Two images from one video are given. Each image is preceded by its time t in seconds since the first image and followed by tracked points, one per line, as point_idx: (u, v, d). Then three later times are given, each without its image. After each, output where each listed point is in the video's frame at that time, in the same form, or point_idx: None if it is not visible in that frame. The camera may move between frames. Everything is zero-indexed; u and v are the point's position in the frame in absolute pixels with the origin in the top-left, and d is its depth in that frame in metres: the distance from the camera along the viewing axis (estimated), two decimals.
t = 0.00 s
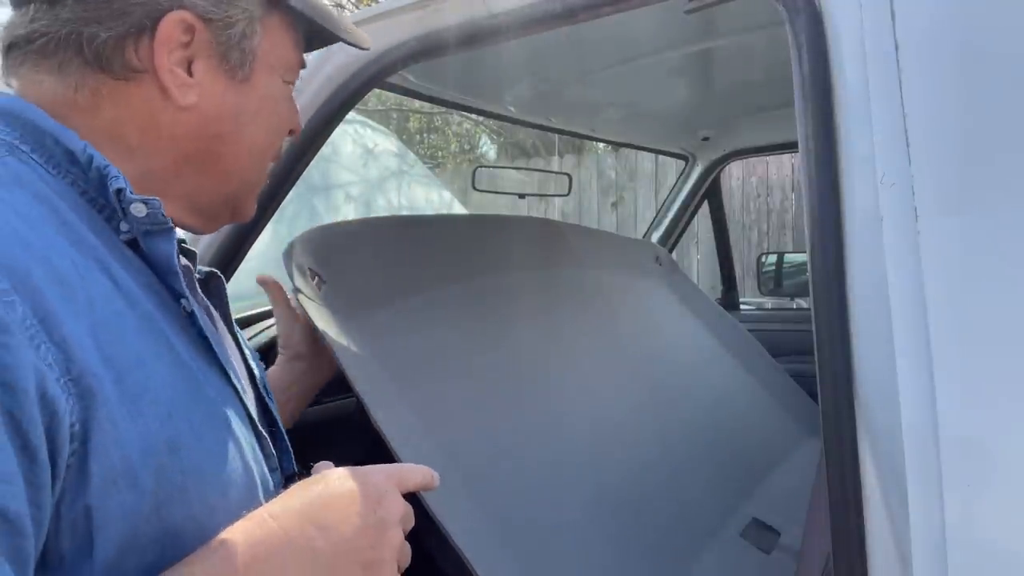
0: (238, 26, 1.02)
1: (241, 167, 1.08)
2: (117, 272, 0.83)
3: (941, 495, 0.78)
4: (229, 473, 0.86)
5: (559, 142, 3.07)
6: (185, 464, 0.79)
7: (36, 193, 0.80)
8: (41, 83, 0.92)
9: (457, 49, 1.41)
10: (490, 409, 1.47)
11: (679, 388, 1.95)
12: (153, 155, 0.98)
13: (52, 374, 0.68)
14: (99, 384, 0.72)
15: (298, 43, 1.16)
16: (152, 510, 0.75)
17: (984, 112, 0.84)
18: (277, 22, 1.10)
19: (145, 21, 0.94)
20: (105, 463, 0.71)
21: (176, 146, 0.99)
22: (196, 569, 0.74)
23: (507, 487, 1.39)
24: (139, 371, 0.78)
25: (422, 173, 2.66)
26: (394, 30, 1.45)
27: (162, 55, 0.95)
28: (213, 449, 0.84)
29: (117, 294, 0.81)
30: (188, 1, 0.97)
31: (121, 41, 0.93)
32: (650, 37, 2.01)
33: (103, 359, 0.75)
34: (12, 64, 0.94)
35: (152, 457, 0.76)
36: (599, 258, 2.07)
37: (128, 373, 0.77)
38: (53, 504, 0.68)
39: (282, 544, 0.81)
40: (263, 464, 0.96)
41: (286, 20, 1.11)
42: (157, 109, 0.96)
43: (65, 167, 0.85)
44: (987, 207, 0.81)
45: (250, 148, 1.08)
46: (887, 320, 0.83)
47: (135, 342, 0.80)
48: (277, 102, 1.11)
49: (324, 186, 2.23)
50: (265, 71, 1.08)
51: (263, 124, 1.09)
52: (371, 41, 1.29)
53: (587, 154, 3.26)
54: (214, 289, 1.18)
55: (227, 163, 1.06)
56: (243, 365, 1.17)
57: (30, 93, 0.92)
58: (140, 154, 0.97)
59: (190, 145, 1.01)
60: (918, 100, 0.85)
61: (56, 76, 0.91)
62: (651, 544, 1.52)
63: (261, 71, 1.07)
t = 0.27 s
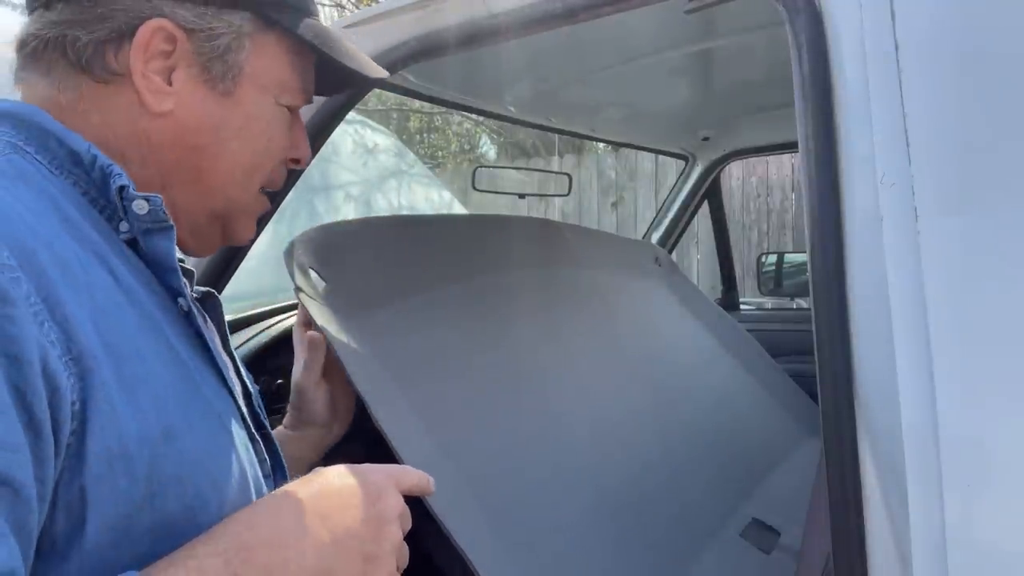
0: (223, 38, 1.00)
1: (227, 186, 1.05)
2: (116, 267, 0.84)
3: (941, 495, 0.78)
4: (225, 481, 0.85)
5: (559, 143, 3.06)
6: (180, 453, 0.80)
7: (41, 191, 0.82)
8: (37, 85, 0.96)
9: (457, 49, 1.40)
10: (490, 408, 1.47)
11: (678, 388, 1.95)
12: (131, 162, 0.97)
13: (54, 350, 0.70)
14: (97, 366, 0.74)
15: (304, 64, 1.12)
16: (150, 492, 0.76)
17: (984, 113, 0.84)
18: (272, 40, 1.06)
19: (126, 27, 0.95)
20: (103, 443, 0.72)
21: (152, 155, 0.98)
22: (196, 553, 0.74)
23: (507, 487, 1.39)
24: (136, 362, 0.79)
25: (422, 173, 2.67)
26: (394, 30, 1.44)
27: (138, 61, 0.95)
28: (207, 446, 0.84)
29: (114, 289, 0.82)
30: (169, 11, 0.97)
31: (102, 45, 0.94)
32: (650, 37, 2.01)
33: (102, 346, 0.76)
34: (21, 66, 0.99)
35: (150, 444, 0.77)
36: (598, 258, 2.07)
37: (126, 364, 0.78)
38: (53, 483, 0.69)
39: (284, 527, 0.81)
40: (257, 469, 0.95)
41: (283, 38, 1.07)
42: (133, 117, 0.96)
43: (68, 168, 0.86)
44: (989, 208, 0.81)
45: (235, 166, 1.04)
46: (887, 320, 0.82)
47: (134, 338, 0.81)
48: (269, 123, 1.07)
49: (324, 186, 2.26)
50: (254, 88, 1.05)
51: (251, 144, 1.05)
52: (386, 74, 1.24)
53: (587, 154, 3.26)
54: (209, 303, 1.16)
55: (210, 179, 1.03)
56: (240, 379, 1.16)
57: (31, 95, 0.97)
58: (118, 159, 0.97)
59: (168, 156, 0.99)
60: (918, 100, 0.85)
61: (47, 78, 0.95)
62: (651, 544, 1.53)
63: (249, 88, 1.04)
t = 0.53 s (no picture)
0: (214, 43, 1.00)
1: (216, 193, 1.04)
2: (97, 271, 0.84)
3: (941, 495, 0.78)
4: (206, 491, 0.85)
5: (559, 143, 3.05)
6: (157, 460, 0.80)
7: (22, 194, 0.82)
8: (29, 85, 0.97)
9: (457, 49, 1.39)
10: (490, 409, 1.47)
11: (678, 388, 1.95)
12: (118, 166, 0.97)
13: (21, 353, 0.71)
14: (67, 371, 0.74)
15: (299, 71, 1.11)
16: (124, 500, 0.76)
17: (985, 113, 0.84)
18: (265, 46, 1.06)
19: (115, 29, 0.96)
20: (69, 450, 0.73)
21: (139, 159, 0.98)
22: (174, 565, 0.75)
23: (507, 487, 1.39)
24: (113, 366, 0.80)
25: (423, 173, 2.70)
26: (394, 30, 1.44)
27: (126, 64, 0.95)
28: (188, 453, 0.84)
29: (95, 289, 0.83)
30: (159, 14, 0.97)
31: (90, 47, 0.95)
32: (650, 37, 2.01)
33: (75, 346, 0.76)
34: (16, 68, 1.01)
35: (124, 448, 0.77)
36: (598, 258, 2.07)
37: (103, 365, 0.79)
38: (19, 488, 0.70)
39: (273, 534, 0.81)
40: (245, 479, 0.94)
41: (276, 44, 1.07)
42: (120, 119, 0.97)
43: (53, 171, 0.87)
44: (988, 207, 0.82)
45: (225, 173, 1.03)
46: (887, 320, 0.82)
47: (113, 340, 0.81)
48: (261, 130, 1.06)
49: (324, 186, 2.28)
50: (245, 94, 1.04)
51: (241, 151, 1.04)
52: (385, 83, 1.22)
53: (587, 154, 3.26)
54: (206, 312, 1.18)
55: (198, 186, 1.02)
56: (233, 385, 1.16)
57: (24, 98, 0.98)
58: (104, 162, 0.97)
59: (155, 161, 0.99)
60: (918, 100, 0.85)
61: (39, 79, 0.97)
62: (650, 544, 1.53)
63: (240, 94, 1.04)
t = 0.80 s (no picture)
0: (183, 37, 1.00)
1: (189, 191, 1.03)
2: (62, 268, 0.89)
3: (941, 494, 0.78)
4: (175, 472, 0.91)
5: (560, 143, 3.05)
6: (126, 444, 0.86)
7: None
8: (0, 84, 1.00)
9: (457, 50, 1.39)
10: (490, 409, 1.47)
11: (678, 388, 1.95)
12: (90, 165, 0.99)
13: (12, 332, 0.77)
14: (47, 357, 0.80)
15: (276, 66, 1.10)
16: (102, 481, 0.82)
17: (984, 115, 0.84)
18: (237, 38, 1.05)
19: (80, 25, 0.97)
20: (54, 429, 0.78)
21: (110, 158, 0.99)
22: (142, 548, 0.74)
23: (506, 487, 1.39)
24: (83, 355, 0.85)
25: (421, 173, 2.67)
26: (394, 30, 1.44)
27: (93, 61, 0.96)
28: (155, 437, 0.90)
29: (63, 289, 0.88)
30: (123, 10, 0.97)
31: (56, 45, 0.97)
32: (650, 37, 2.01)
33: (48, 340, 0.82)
34: None
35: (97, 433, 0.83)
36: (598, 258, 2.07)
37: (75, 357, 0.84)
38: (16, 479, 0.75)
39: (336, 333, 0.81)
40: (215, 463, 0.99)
41: (250, 36, 1.06)
42: (89, 117, 0.98)
43: (19, 172, 0.92)
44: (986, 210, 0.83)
45: (197, 174, 1.02)
46: (887, 320, 0.82)
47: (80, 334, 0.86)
48: (236, 128, 1.05)
49: (325, 187, 2.28)
50: (218, 91, 1.03)
51: (214, 151, 1.03)
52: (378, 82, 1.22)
53: (587, 154, 3.27)
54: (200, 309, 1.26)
55: (171, 185, 1.02)
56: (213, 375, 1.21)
57: None
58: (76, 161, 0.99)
59: (125, 160, 0.99)
60: (918, 100, 0.85)
61: (9, 77, 0.99)
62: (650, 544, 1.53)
63: (212, 90, 1.03)
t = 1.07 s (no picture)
0: (183, 49, 0.94)
1: (186, 203, 1.00)
2: (62, 266, 0.85)
3: (942, 494, 0.78)
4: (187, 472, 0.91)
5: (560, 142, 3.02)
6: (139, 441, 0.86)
7: None
8: None
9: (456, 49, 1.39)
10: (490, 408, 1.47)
11: (678, 388, 1.95)
12: (83, 176, 0.95)
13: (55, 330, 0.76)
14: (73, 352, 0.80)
15: (276, 74, 1.05)
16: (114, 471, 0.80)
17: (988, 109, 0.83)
18: (240, 50, 1.00)
19: (78, 34, 0.93)
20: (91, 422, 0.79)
21: (104, 171, 0.95)
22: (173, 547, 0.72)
23: (507, 486, 1.39)
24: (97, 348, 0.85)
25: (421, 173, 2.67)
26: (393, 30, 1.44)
27: (88, 72, 0.90)
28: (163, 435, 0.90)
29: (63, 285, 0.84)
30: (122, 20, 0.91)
31: (55, 54, 0.94)
32: (650, 37, 2.01)
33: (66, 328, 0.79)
34: None
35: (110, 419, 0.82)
36: (597, 258, 2.07)
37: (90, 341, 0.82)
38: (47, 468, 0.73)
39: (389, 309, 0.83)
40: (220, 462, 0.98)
41: (252, 48, 1.01)
42: (85, 130, 0.93)
43: (7, 171, 0.85)
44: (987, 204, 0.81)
45: (195, 186, 0.99)
46: (886, 319, 0.83)
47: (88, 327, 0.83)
48: (235, 141, 1.01)
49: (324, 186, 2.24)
50: (217, 103, 0.99)
51: (214, 161, 1.00)
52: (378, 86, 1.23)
53: (587, 154, 3.22)
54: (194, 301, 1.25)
55: (167, 197, 0.99)
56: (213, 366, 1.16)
57: None
58: (70, 173, 0.95)
59: (119, 172, 0.95)
60: (919, 98, 0.85)
61: (8, 85, 0.95)
62: (650, 543, 1.53)
63: (212, 102, 0.98)
